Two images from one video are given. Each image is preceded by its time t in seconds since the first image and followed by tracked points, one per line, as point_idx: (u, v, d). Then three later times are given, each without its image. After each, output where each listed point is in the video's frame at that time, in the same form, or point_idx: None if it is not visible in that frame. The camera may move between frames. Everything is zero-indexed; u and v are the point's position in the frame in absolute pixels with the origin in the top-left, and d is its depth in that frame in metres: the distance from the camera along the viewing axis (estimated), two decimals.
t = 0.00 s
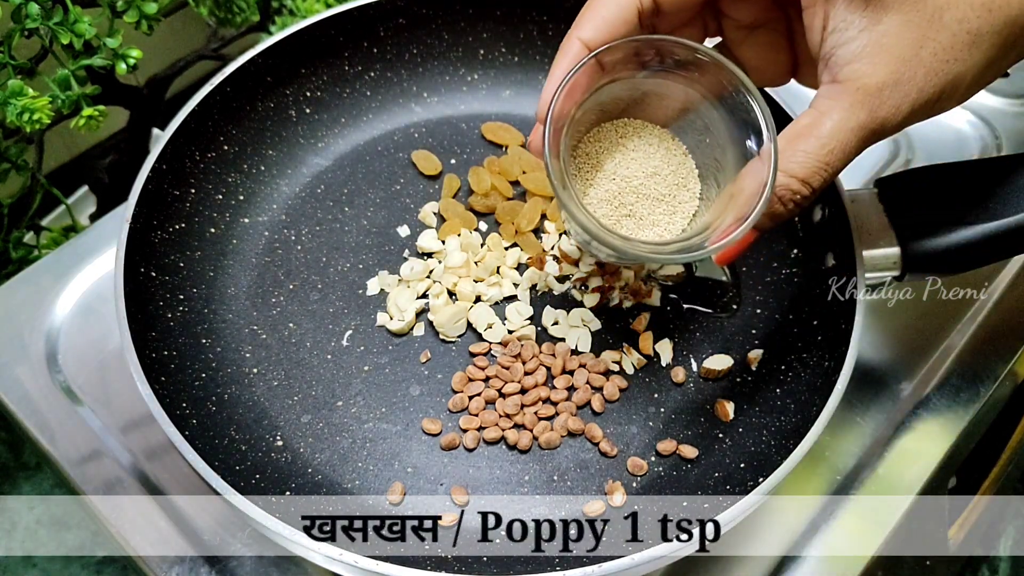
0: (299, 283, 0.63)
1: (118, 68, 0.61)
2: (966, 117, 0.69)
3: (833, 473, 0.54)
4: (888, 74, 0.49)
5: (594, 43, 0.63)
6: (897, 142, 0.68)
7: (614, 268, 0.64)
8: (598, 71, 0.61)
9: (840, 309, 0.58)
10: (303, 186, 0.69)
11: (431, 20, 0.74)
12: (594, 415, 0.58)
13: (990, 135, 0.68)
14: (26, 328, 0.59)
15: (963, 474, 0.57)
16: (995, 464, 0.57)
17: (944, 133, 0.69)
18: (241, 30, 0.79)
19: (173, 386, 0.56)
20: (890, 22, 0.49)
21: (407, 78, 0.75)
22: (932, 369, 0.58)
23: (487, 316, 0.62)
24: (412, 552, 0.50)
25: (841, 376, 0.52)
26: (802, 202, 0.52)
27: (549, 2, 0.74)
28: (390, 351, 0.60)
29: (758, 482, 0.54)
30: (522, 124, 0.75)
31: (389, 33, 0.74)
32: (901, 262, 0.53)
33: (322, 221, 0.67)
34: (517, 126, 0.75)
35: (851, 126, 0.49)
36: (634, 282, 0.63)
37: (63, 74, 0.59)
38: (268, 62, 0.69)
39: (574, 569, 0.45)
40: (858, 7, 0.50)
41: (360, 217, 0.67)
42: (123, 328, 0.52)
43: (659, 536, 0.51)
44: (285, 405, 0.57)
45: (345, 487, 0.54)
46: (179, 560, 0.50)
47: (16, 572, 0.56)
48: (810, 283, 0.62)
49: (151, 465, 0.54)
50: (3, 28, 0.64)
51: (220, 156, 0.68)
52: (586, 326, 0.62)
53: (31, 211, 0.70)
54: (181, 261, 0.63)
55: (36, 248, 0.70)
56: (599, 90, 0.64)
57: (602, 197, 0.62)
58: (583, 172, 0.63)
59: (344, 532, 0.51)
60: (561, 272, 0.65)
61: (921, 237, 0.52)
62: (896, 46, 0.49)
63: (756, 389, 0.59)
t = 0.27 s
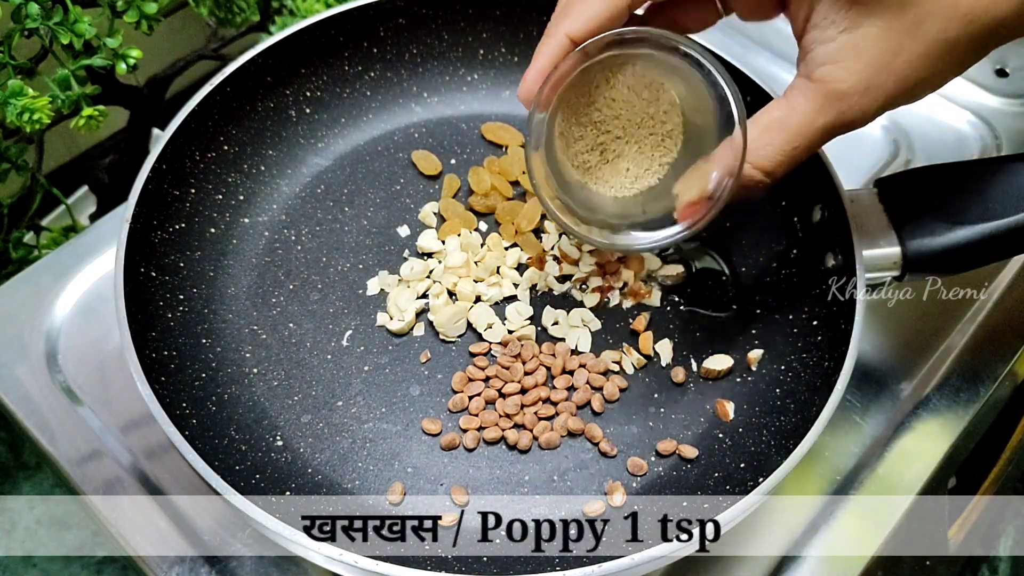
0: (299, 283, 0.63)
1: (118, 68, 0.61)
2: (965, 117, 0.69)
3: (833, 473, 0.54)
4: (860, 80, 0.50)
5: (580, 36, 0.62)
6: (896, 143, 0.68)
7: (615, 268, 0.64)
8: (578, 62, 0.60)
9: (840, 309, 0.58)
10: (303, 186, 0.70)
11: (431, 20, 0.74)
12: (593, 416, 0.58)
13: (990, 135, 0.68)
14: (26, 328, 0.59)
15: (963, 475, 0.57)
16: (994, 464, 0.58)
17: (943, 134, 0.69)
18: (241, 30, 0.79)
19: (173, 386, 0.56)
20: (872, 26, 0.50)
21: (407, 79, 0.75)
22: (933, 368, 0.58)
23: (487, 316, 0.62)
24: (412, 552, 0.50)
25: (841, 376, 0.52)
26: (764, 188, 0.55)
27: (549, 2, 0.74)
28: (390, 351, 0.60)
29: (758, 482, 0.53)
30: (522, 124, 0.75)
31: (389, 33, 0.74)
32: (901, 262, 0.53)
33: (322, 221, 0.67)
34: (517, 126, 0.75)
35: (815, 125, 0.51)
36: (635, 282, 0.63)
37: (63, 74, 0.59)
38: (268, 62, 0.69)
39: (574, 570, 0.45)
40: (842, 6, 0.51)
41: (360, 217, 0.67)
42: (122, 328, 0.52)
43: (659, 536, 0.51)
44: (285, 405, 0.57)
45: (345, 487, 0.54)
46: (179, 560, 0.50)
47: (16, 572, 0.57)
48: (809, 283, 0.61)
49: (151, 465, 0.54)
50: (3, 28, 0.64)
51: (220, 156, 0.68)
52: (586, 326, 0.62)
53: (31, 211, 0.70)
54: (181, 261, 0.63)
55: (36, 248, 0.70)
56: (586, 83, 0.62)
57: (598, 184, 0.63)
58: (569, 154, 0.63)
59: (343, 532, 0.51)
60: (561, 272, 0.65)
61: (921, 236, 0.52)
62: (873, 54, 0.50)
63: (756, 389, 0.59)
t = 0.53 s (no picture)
0: (299, 283, 0.63)
1: (118, 68, 0.61)
2: (966, 117, 0.69)
3: (833, 473, 0.54)
4: (830, 126, 0.51)
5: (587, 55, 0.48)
6: (896, 143, 0.68)
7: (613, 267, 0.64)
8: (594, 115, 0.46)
9: (840, 309, 0.58)
10: (303, 186, 0.70)
11: (431, 20, 0.74)
12: (593, 416, 0.58)
13: (990, 136, 0.67)
14: (26, 328, 0.59)
15: (963, 475, 0.57)
16: (994, 464, 0.58)
17: (944, 134, 0.69)
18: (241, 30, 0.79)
19: (173, 386, 0.56)
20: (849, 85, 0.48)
21: (407, 79, 0.75)
22: (933, 368, 0.58)
23: (487, 316, 0.62)
24: (412, 553, 0.50)
25: (841, 377, 0.52)
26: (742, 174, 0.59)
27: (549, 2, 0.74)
28: (390, 351, 0.60)
29: (758, 482, 0.53)
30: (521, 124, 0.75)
31: (389, 33, 0.74)
32: (901, 261, 0.53)
33: (322, 221, 0.67)
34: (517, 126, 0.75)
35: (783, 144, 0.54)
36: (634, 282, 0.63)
37: (63, 74, 0.59)
38: (268, 62, 0.69)
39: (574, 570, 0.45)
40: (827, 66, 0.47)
41: (360, 217, 0.67)
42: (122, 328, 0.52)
43: (659, 536, 0.51)
44: (285, 405, 0.57)
45: (345, 487, 0.54)
46: (179, 560, 0.50)
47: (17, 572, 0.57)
48: (810, 282, 0.61)
49: (151, 465, 0.54)
50: (3, 28, 0.64)
51: (220, 156, 0.68)
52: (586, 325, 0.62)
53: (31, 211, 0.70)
54: (182, 261, 0.63)
55: (36, 248, 0.70)
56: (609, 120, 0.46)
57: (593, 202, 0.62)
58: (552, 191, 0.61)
59: (343, 532, 0.51)
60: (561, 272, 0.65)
61: (921, 235, 0.52)
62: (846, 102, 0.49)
63: (756, 389, 0.59)
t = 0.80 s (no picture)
0: (299, 283, 0.63)
1: (118, 68, 0.61)
2: (965, 117, 0.69)
3: (833, 473, 0.54)
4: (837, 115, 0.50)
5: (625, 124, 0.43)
6: (896, 143, 0.68)
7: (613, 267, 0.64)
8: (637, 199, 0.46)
9: (840, 309, 0.58)
10: (303, 186, 0.69)
11: (430, 20, 0.74)
12: (593, 416, 0.58)
13: (990, 136, 0.68)
14: (26, 328, 0.59)
15: (963, 474, 0.57)
16: (994, 463, 0.58)
17: (943, 133, 0.69)
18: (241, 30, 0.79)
19: (173, 386, 0.56)
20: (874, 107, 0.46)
21: (407, 79, 0.75)
22: (932, 368, 0.58)
23: (487, 316, 0.62)
24: (412, 552, 0.50)
25: (840, 377, 0.52)
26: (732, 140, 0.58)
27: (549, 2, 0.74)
28: (389, 351, 0.60)
29: (758, 482, 0.53)
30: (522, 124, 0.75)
31: (389, 33, 0.74)
32: (901, 262, 0.53)
33: (322, 222, 0.67)
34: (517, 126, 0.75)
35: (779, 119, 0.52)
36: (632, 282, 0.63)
37: (63, 74, 0.59)
38: (268, 62, 0.69)
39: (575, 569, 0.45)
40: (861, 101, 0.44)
41: (360, 217, 0.67)
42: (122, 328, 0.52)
43: (659, 536, 0.51)
44: (285, 405, 0.57)
45: (345, 487, 0.54)
46: (179, 560, 0.50)
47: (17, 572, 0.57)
48: (810, 282, 0.61)
49: (151, 465, 0.54)
50: (3, 28, 0.64)
51: (220, 156, 0.68)
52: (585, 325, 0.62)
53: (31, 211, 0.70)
54: (182, 261, 0.63)
55: (36, 248, 0.70)
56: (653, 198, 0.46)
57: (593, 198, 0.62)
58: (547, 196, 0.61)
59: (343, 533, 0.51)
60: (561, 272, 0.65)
61: (921, 235, 0.52)
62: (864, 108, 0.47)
63: (756, 389, 0.58)
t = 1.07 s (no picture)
0: (299, 283, 0.63)
1: (118, 68, 0.61)
2: (965, 116, 0.69)
3: (833, 474, 0.54)
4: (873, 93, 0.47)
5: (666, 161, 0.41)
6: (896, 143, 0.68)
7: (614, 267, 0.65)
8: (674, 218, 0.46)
9: (840, 309, 0.58)
10: (303, 186, 0.70)
11: (430, 20, 0.74)
12: (593, 416, 0.58)
13: (990, 135, 0.68)
14: (26, 328, 0.59)
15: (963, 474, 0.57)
16: (994, 463, 0.57)
17: (943, 133, 0.69)
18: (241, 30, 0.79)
19: (173, 386, 0.56)
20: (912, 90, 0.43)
21: (407, 79, 0.75)
22: (932, 368, 0.58)
23: (487, 316, 0.62)
24: (412, 552, 0.50)
25: (841, 377, 0.52)
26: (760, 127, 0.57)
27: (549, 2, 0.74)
28: (389, 351, 0.60)
29: (758, 482, 0.53)
30: (522, 123, 0.75)
31: (389, 33, 0.74)
32: (901, 262, 0.53)
33: (322, 222, 0.67)
34: (516, 126, 0.75)
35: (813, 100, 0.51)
36: (633, 282, 0.64)
37: (63, 74, 0.59)
38: (268, 62, 0.69)
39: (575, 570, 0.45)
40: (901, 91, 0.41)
41: (360, 217, 0.67)
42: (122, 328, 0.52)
43: (659, 536, 0.51)
44: (285, 405, 0.57)
45: (345, 487, 0.54)
46: (179, 560, 0.50)
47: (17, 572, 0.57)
48: (811, 282, 0.61)
49: (151, 465, 0.54)
50: (3, 28, 0.64)
51: (220, 156, 0.68)
52: (585, 325, 0.62)
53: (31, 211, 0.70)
54: (181, 261, 0.63)
55: (36, 248, 0.70)
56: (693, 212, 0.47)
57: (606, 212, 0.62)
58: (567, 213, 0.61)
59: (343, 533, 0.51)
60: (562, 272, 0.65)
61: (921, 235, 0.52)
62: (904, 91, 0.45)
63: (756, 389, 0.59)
